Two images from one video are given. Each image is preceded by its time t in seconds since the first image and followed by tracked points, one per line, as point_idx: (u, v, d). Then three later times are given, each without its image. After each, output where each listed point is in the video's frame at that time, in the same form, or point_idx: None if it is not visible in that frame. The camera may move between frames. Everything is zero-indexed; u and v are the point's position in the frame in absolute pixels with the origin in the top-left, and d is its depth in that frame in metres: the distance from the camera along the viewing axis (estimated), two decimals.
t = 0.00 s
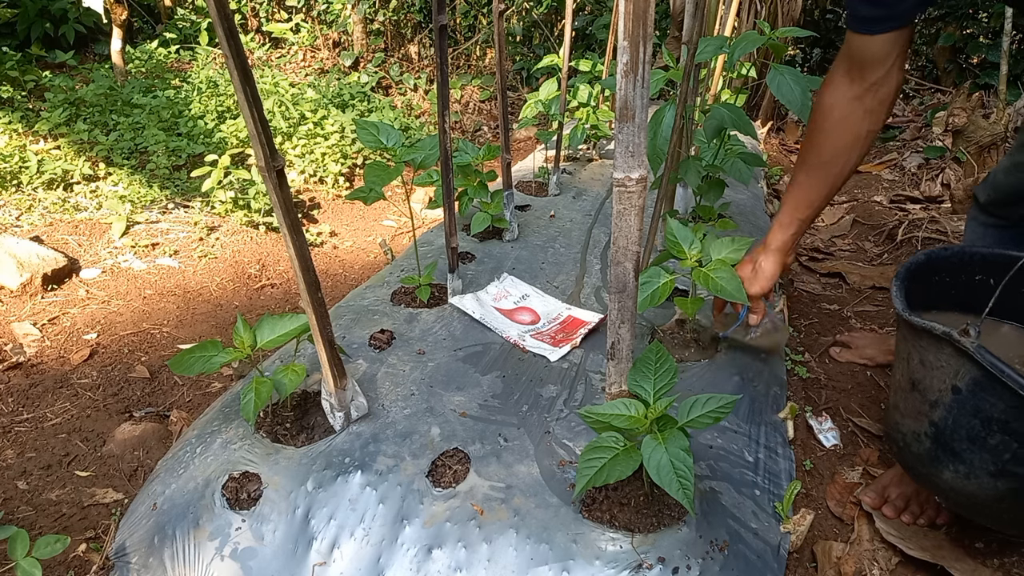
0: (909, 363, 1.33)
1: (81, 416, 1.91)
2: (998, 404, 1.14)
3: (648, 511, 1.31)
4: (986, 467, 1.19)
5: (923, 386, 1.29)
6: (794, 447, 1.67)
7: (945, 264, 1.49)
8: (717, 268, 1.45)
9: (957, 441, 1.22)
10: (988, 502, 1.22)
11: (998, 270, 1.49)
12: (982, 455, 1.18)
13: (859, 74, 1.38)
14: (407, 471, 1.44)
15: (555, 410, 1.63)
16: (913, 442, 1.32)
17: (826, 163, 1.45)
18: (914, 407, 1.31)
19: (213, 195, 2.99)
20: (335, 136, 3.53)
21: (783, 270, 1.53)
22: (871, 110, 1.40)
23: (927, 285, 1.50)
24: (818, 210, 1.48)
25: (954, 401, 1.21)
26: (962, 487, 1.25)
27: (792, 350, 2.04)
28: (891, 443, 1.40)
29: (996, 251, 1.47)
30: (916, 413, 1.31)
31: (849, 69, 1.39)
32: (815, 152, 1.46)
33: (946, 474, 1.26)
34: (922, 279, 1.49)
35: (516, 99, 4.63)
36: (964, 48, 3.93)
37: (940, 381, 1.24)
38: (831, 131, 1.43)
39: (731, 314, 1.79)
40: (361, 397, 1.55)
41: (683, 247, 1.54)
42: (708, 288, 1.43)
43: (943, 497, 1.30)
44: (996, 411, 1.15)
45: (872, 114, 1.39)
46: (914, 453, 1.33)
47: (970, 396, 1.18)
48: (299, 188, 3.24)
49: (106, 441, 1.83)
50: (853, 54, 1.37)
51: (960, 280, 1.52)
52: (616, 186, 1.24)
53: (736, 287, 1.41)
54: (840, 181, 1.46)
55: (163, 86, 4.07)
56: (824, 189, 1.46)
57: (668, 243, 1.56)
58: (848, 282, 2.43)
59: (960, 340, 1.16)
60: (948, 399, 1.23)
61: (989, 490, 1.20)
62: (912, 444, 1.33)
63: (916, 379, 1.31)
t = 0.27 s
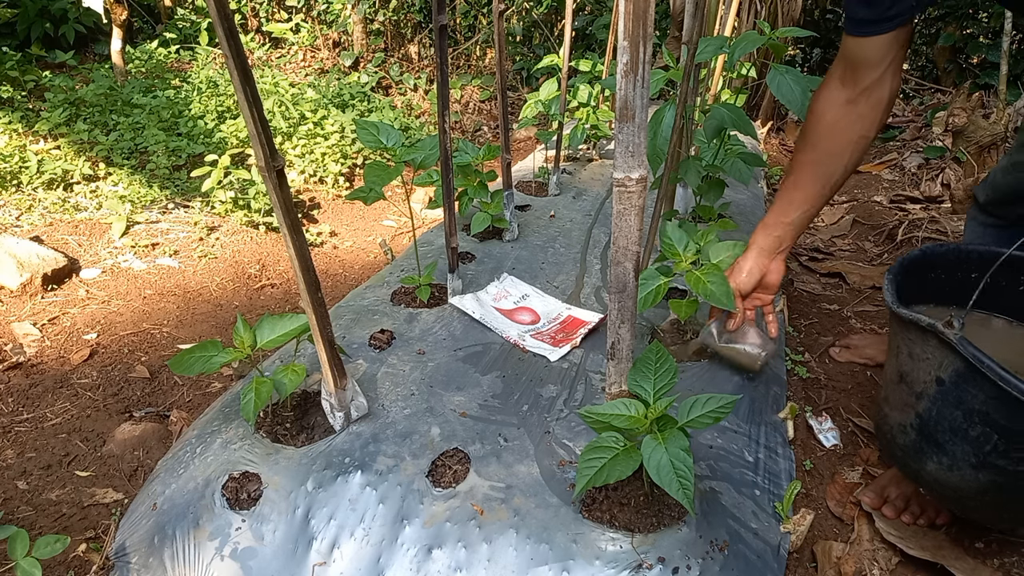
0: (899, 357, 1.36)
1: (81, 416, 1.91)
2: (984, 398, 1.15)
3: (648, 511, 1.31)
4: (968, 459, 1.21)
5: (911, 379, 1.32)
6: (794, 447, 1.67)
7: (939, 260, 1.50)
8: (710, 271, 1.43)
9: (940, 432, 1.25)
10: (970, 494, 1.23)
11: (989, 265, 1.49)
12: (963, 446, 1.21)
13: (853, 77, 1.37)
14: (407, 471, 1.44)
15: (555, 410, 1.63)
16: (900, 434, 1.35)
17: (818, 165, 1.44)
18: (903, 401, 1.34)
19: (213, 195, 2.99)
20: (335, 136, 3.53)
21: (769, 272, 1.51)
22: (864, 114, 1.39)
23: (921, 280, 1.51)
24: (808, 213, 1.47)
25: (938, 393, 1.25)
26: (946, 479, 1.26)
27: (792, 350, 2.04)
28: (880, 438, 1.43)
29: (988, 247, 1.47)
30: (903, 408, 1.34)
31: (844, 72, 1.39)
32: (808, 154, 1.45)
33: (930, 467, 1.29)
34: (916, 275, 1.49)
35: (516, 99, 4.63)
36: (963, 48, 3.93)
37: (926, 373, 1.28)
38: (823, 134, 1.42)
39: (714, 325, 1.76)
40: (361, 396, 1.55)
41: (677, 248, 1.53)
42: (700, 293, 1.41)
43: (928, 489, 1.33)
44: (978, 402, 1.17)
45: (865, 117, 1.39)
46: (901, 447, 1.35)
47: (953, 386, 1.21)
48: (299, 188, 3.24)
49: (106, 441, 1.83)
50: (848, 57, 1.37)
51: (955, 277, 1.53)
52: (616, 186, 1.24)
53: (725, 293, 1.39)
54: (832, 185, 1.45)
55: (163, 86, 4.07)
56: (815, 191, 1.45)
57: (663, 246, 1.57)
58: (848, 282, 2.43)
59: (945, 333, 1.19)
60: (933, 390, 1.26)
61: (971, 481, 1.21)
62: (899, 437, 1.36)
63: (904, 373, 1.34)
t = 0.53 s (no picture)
0: (893, 350, 1.36)
1: (81, 416, 1.91)
2: (974, 391, 1.15)
3: (648, 511, 1.31)
4: (958, 451, 1.21)
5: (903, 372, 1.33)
6: (794, 447, 1.67)
7: (933, 258, 1.50)
8: (712, 265, 1.42)
9: (931, 424, 1.25)
10: (961, 486, 1.24)
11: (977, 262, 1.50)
12: (953, 438, 1.21)
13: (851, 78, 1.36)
14: (407, 471, 1.44)
15: (555, 410, 1.63)
16: (894, 427, 1.35)
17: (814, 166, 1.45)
18: (896, 395, 1.35)
19: (213, 195, 2.99)
20: (335, 136, 3.53)
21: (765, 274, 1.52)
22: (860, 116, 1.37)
23: (917, 279, 1.50)
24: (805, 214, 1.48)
25: (929, 384, 1.25)
26: (938, 472, 1.27)
27: (792, 350, 2.04)
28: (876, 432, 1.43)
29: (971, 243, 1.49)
30: (896, 401, 1.34)
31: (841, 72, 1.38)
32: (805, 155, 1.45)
33: (923, 461, 1.29)
34: (912, 273, 1.49)
35: (516, 99, 4.63)
36: (963, 48, 3.93)
37: (916, 365, 1.28)
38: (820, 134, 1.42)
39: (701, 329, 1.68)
40: (361, 397, 1.55)
41: (681, 247, 1.54)
42: (702, 286, 1.40)
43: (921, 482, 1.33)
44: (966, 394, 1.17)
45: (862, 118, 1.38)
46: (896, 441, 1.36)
47: (942, 378, 1.22)
48: (299, 188, 3.24)
49: (106, 441, 1.83)
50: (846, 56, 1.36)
51: (949, 274, 1.53)
52: (616, 186, 1.24)
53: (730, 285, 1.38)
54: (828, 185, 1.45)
55: (163, 86, 4.07)
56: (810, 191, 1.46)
57: (666, 244, 1.57)
58: (848, 282, 2.43)
59: (932, 326, 1.21)
60: (924, 382, 1.27)
61: (962, 473, 1.22)
62: (892, 430, 1.36)
63: (898, 365, 1.34)
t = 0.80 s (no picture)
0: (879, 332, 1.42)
1: (81, 416, 1.91)
2: (958, 365, 1.19)
3: (648, 511, 1.31)
4: (943, 425, 1.25)
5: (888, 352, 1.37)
6: (794, 447, 1.67)
7: (916, 245, 1.55)
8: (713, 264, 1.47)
9: (916, 400, 1.30)
10: (947, 462, 1.28)
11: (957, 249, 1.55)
12: (937, 412, 1.25)
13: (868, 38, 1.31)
14: (407, 471, 1.44)
15: (555, 410, 1.63)
16: (880, 406, 1.40)
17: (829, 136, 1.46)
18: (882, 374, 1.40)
19: (213, 195, 2.99)
20: (335, 136, 3.53)
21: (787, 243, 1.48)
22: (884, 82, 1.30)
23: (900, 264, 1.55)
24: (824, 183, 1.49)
25: (914, 360, 1.30)
26: (925, 449, 1.31)
27: (792, 350, 2.05)
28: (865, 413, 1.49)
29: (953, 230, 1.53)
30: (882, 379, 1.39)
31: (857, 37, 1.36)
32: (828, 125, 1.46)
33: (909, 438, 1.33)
34: (896, 261, 1.54)
35: (516, 99, 4.63)
36: (964, 48, 3.93)
37: (900, 343, 1.33)
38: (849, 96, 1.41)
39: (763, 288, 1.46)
40: (361, 397, 1.55)
41: (678, 247, 1.55)
42: (706, 280, 1.46)
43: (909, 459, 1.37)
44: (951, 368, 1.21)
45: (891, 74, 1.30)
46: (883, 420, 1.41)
47: (926, 354, 1.26)
48: (299, 188, 3.24)
49: (106, 441, 1.83)
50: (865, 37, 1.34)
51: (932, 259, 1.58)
52: (616, 186, 1.24)
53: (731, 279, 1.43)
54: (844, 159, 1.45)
55: (163, 86, 4.07)
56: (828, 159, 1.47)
57: (664, 245, 1.58)
58: (848, 282, 2.43)
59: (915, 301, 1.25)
60: (908, 359, 1.31)
61: (947, 448, 1.26)
62: (879, 409, 1.41)
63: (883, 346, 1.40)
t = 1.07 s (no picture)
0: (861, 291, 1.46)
1: (81, 416, 1.91)
2: (954, 311, 1.25)
3: (647, 511, 1.31)
4: (938, 372, 1.31)
5: (875, 309, 1.42)
6: (794, 447, 1.67)
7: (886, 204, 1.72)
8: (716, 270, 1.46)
9: (910, 350, 1.35)
10: (940, 407, 1.35)
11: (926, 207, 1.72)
12: (933, 358, 1.31)
13: None
14: (407, 471, 1.44)
15: (555, 410, 1.63)
16: (869, 361, 1.45)
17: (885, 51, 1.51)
18: (869, 330, 1.44)
19: (213, 195, 2.99)
20: (335, 136, 3.53)
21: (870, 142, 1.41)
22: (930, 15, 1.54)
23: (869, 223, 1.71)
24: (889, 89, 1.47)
25: (906, 313, 1.34)
26: (918, 397, 1.37)
27: (792, 350, 2.05)
28: (846, 368, 1.54)
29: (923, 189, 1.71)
30: (871, 335, 1.44)
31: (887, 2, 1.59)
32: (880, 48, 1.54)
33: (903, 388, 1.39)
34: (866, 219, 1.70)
35: (516, 99, 4.63)
36: (964, 48, 3.93)
37: (890, 299, 1.38)
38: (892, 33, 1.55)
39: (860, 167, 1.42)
40: (361, 396, 1.55)
41: (685, 247, 1.55)
42: (707, 287, 1.46)
43: (901, 409, 1.42)
44: (947, 314, 1.27)
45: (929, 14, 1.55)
46: (871, 376, 1.46)
47: (920, 304, 1.31)
48: (298, 188, 3.24)
49: (106, 441, 1.83)
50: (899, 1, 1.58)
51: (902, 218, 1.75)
52: (616, 185, 1.24)
53: (736, 291, 1.43)
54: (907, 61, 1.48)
55: (163, 86, 4.07)
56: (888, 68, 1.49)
57: (671, 244, 1.58)
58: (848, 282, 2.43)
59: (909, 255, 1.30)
60: (900, 312, 1.36)
61: (940, 393, 1.33)
62: (867, 364, 1.46)
63: (868, 304, 1.44)
